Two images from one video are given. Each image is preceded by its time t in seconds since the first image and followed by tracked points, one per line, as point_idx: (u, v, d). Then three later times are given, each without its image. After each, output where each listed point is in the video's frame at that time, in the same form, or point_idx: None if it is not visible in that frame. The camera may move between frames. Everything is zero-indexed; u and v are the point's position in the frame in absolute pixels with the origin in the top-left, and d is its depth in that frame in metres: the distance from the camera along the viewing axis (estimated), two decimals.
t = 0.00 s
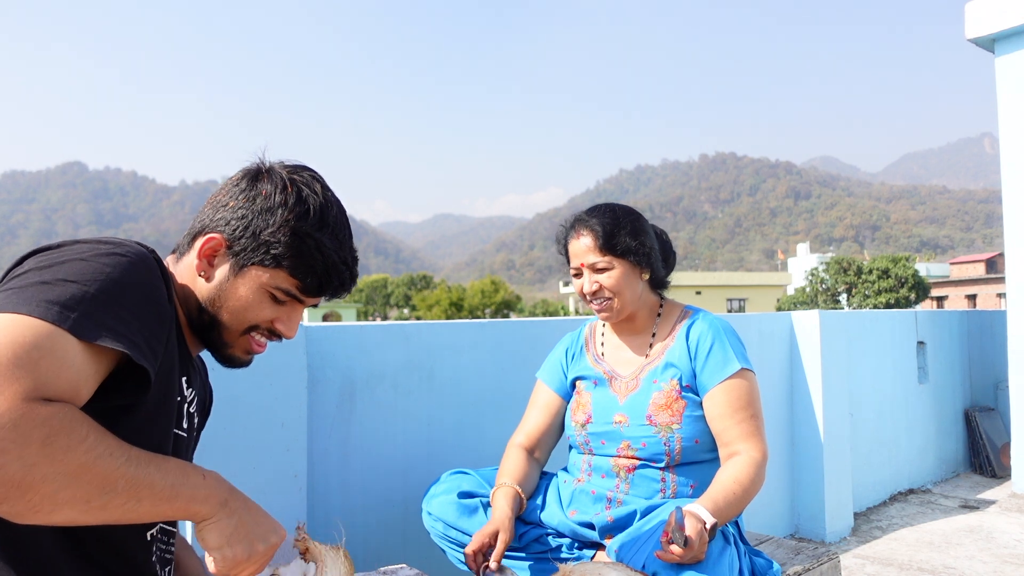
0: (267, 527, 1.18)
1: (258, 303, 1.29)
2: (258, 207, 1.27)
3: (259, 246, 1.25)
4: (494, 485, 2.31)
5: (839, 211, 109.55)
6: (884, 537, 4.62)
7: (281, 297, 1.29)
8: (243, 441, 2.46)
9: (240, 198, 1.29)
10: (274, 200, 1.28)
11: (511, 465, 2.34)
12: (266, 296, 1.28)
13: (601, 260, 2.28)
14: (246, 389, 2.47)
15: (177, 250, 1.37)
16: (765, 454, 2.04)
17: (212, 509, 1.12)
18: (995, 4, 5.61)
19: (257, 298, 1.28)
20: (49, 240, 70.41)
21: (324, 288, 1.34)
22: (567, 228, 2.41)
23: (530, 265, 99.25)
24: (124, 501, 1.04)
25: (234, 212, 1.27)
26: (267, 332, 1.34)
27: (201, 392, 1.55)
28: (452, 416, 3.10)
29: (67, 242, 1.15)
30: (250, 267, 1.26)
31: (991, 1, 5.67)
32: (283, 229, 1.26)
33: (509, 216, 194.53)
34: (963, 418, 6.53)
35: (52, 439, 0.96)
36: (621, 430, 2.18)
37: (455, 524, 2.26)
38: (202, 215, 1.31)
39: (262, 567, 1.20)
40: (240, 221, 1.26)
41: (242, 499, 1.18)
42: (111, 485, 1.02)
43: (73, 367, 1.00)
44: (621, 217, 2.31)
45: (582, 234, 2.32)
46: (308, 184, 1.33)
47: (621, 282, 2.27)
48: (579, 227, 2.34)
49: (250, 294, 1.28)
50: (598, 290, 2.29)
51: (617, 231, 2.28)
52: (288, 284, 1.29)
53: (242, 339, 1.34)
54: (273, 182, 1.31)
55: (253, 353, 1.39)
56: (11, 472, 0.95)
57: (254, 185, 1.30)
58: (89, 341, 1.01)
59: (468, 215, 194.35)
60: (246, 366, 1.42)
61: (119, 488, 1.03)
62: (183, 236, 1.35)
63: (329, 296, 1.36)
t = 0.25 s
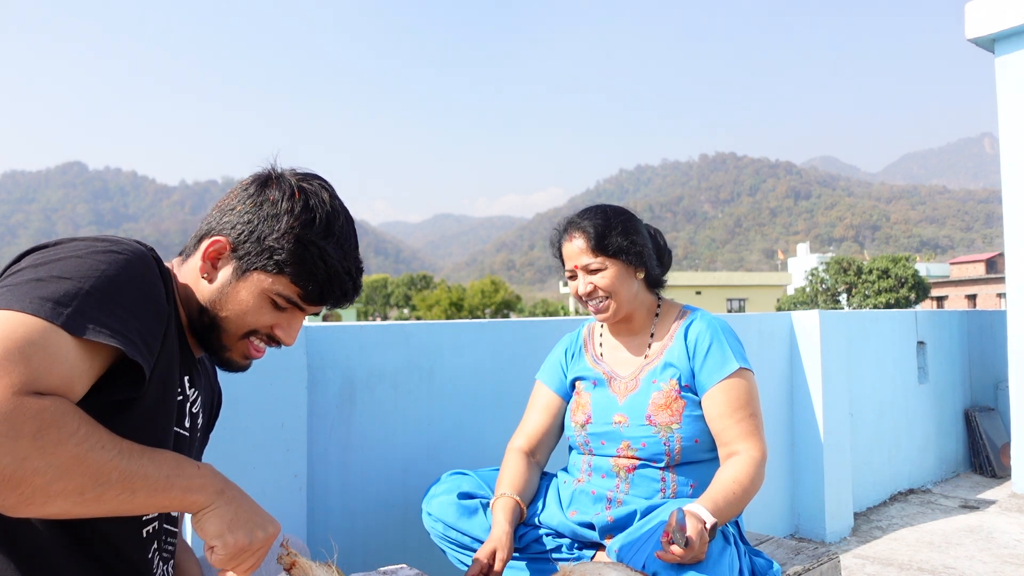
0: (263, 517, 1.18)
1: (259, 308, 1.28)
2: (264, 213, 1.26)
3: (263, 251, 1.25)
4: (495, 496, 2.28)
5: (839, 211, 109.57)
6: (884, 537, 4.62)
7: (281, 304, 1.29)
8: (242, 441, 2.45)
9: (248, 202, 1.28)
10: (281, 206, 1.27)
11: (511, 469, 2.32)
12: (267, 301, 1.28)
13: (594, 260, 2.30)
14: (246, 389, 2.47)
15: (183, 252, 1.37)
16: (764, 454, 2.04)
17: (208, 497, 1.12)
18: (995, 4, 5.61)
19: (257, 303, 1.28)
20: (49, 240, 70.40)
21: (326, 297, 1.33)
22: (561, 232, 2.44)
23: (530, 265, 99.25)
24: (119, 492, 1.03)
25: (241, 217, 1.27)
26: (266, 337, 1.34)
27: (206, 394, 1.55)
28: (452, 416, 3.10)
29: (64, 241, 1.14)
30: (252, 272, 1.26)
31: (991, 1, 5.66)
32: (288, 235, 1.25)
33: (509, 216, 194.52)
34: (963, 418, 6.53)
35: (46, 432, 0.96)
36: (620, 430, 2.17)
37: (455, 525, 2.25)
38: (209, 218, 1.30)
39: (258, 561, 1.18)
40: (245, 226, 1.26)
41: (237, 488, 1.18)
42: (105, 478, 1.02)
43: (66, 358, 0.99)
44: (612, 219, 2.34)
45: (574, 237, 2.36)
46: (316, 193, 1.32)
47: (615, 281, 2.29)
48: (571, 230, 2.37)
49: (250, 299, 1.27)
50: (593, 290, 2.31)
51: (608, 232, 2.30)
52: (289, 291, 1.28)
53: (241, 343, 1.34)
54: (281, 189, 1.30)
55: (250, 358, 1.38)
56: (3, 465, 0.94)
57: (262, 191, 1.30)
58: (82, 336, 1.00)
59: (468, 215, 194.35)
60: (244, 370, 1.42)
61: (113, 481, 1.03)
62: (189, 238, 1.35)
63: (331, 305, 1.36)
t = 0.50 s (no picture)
0: (265, 512, 1.19)
1: (261, 306, 1.28)
2: (268, 212, 1.26)
3: (266, 249, 1.25)
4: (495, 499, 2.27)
5: (839, 211, 109.55)
6: (884, 537, 4.61)
7: (283, 301, 1.29)
8: (242, 441, 2.45)
9: (251, 201, 1.28)
10: (285, 205, 1.27)
11: (511, 472, 2.32)
12: (270, 299, 1.28)
13: (593, 255, 2.31)
14: (246, 388, 2.46)
15: (184, 251, 1.36)
16: (761, 452, 2.04)
17: (213, 490, 1.13)
18: (995, 4, 5.61)
19: (259, 300, 1.27)
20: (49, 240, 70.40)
21: (327, 296, 1.33)
22: (560, 229, 2.45)
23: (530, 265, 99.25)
24: (125, 484, 1.04)
25: (244, 215, 1.27)
26: (265, 336, 1.34)
27: (207, 395, 1.55)
28: (452, 416, 3.09)
29: (64, 239, 1.14)
30: (254, 270, 1.25)
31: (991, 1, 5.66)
32: (291, 234, 1.25)
33: (509, 216, 194.53)
34: (963, 418, 6.53)
35: (55, 423, 0.96)
36: (619, 430, 2.17)
37: (455, 526, 2.25)
38: (211, 217, 1.30)
39: (260, 555, 1.19)
40: (249, 224, 1.26)
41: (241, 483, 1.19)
42: (112, 470, 1.02)
43: (73, 349, 0.99)
44: (611, 213, 2.36)
45: (573, 232, 2.37)
46: (319, 193, 1.33)
47: (614, 275, 2.30)
48: (571, 225, 2.39)
49: (253, 297, 1.27)
50: (592, 285, 2.32)
51: (607, 226, 2.32)
52: (292, 289, 1.28)
53: (240, 342, 1.34)
54: (284, 188, 1.30)
55: (249, 357, 1.38)
56: (12, 455, 0.94)
57: (265, 191, 1.30)
58: (86, 329, 1.00)
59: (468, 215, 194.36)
60: (242, 370, 1.42)
61: (120, 472, 1.03)
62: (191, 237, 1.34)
63: (332, 304, 1.36)
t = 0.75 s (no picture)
0: (255, 524, 1.19)
1: (263, 310, 1.28)
2: (274, 216, 1.26)
3: (270, 253, 1.25)
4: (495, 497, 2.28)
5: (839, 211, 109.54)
6: (884, 537, 4.61)
7: (285, 306, 1.29)
8: (242, 441, 2.46)
9: (258, 205, 1.28)
10: (291, 211, 1.28)
11: (512, 469, 2.33)
12: (272, 303, 1.28)
13: (593, 254, 2.31)
14: (246, 388, 2.47)
15: (187, 252, 1.36)
16: (759, 450, 2.03)
17: (205, 504, 1.12)
18: (995, 5, 5.61)
19: (262, 304, 1.28)
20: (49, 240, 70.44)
21: (329, 302, 1.34)
22: (560, 230, 2.46)
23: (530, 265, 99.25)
24: (117, 490, 1.03)
25: (250, 219, 1.27)
26: (266, 339, 1.34)
27: (206, 396, 1.55)
28: (452, 416, 3.09)
29: (67, 236, 1.14)
30: (258, 273, 1.25)
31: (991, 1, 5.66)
32: (297, 239, 1.26)
33: (509, 216, 194.54)
34: (963, 418, 6.53)
35: (48, 424, 0.96)
36: (619, 428, 2.17)
37: (455, 524, 2.25)
38: (216, 219, 1.30)
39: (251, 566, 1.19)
40: (254, 228, 1.26)
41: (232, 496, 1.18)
42: (105, 473, 1.02)
43: (70, 351, 0.99)
44: (610, 213, 2.36)
45: (573, 232, 2.38)
46: (327, 200, 1.33)
47: (614, 274, 2.30)
48: (571, 225, 2.40)
49: (255, 300, 1.27)
50: (593, 283, 2.32)
51: (607, 225, 2.33)
52: (295, 294, 1.28)
53: (240, 344, 1.34)
54: (291, 193, 1.30)
55: (248, 359, 1.38)
56: (5, 454, 0.94)
57: (272, 195, 1.30)
58: (86, 327, 1.00)
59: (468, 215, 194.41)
60: (240, 372, 1.42)
61: (113, 476, 1.03)
62: (195, 238, 1.34)
63: (334, 310, 1.36)
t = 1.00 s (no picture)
0: (248, 548, 1.19)
1: (263, 312, 1.29)
2: (274, 219, 1.27)
3: (270, 256, 1.25)
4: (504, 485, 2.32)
5: (839, 211, 109.53)
6: (884, 537, 4.62)
7: (284, 309, 1.29)
8: (242, 442, 2.46)
9: (259, 207, 1.29)
10: (292, 214, 1.28)
11: (518, 463, 2.35)
12: (272, 306, 1.28)
13: (595, 253, 2.32)
14: (246, 389, 2.47)
15: (188, 254, 1.37)
16: (758, 450, 2.03)
17: (191, 534, 1.11)
18: (996, 5, 5.61)
19: (261, 307, 1.28)
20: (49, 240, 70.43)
21: (329, 306, 1.34)
22: (561, 230, 2.46)
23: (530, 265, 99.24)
24: (105, 514, 1.02)
25: (251, 221, 1.27)
26: (265, 341, 1.34)
27: (206, 396, 1.56)
28: (452, 416, 3.10)
29: (69, 237, 1.14)
30: (258, 276, 1.26)
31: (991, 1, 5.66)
32: (297, 242, 1.26)
33: (509, 216, 194.53)
34: (963, 418, 6.53)
35: (43, 444, 0.96)
36: (619, 425, 2.17)
37: (455, 523, 2.25)
38: (217, 221, 1.31)
39: None
40: (255, 231, 1.26)
41: (220, 523, 1.18)
42: (96, 497, 1.01)
43: (68, 372, 1.00)
44: (612, 214, 2.37)
45: (575, 232, 2.38)
46: (327, 203, 1.33)
47: (615, 274, 2.31)
48: (572, 225, 2.40)
49: (254, 303, 1.27)
50: (594, 283, 2.33)
51: (609, 226, 2.33)
52: (294, 297, 1.28)
53: (239, 345, 1.34)
54: (292, 197, 1.31)
55: (246, 361, 1.38)
56: None
57: (273, 198, 1.30)
58: (87, 335, 1.00)
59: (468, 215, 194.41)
60: (238, 373, 1.42)
61: (103, 500, 1.02)
62: (196, 239, 1.35)
63: (334, 314, 1.37)
